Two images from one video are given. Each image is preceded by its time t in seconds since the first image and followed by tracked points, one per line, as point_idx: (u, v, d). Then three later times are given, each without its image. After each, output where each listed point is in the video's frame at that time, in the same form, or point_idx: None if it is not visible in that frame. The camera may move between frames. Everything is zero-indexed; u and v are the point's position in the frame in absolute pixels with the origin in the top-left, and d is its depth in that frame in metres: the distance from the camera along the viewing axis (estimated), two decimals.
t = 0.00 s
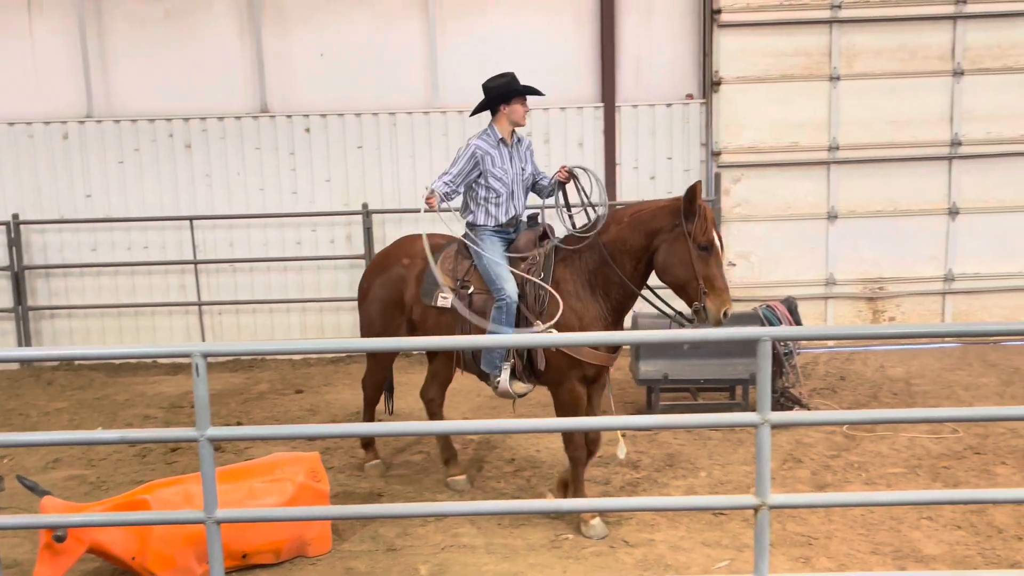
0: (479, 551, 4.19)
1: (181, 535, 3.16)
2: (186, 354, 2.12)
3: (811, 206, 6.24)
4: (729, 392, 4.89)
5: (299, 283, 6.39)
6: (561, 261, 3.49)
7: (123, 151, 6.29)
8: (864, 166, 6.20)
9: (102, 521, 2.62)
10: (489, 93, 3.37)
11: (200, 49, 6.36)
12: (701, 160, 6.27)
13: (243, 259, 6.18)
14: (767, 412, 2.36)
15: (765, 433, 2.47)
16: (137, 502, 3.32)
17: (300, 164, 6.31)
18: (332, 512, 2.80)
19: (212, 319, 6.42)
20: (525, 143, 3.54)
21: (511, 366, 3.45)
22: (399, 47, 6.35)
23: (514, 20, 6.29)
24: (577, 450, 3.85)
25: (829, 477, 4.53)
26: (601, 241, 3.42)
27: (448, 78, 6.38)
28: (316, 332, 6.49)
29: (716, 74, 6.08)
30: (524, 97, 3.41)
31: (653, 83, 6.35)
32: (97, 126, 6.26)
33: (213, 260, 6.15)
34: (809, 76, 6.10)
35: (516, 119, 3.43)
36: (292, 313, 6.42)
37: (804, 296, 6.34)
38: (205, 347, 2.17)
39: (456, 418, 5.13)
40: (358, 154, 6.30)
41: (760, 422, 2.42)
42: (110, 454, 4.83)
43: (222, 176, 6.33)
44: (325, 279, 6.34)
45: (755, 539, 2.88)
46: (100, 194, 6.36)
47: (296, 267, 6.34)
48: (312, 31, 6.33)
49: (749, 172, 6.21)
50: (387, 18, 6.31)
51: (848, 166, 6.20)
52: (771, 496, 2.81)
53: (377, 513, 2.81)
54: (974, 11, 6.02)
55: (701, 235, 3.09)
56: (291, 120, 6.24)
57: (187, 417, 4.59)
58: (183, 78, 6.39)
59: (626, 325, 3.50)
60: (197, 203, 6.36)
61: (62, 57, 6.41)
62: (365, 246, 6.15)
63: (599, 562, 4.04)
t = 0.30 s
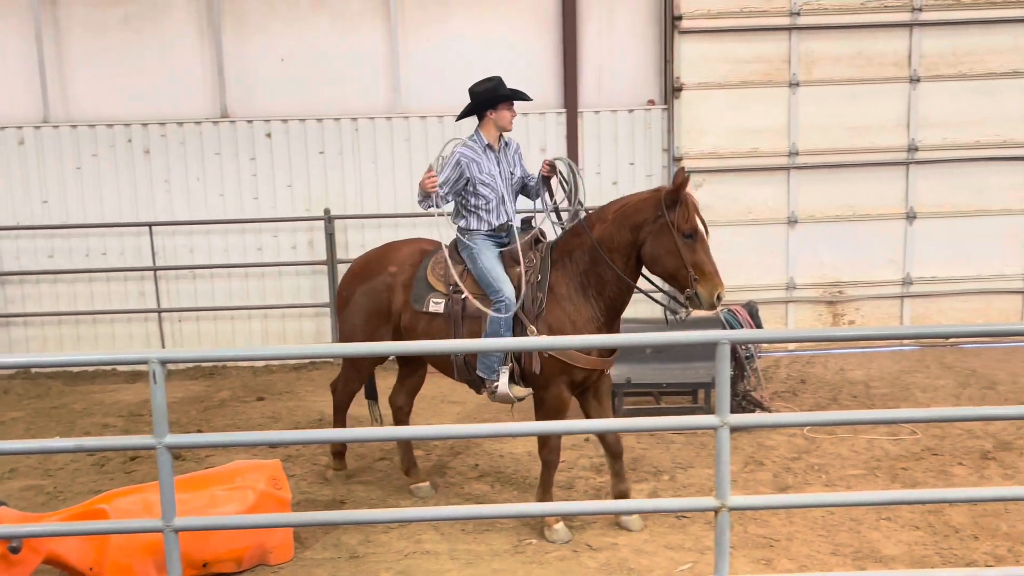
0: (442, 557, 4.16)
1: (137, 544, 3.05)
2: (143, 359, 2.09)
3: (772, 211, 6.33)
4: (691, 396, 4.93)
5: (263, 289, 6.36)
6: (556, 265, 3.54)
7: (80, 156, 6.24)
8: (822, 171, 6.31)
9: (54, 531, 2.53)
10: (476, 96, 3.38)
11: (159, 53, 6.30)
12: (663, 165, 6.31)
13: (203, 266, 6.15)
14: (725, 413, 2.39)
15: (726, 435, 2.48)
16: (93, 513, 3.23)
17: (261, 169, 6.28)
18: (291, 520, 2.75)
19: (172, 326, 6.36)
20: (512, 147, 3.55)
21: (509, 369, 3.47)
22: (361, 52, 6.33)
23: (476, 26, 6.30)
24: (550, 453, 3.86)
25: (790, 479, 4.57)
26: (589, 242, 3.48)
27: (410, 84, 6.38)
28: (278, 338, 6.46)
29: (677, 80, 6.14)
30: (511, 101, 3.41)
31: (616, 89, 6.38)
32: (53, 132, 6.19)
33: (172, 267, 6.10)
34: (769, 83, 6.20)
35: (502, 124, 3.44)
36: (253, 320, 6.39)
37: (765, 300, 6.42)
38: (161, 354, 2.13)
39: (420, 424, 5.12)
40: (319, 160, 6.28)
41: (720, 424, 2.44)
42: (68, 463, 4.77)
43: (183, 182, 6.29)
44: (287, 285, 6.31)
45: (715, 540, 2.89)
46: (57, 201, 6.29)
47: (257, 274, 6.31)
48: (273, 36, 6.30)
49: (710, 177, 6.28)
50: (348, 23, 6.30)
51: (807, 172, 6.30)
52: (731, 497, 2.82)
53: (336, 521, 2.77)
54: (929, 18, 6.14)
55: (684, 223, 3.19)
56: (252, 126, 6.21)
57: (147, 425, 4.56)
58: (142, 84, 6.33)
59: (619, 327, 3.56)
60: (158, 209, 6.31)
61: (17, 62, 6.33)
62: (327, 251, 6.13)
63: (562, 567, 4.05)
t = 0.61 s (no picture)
0: (407, 564, 4.12)
1: (97, 553, 2.99)
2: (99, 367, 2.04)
3: (733, 217, 6.45)
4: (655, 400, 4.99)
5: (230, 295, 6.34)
6: (539, 268, 3.58)
7: (39, 163, 6.18)
8: (782, 177, 6.43)
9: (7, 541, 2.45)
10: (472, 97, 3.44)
11: (120, 59, 6.26)
12: (626, 171, 6.36)
13: (165, 272, 6.11)
14: (686, 417, 2.38)
15: (686, 438, 2.47)
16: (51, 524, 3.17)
17: (223, 175, 6.26)
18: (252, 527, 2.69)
19: (133, 333, 6.31)
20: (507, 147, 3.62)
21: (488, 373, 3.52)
22: (325, 57, 6.33)
23: (439, 32, 6.33)
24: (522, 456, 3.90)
25: (752, 482, 4.62)
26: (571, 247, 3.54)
27: (374, 90, 6.40)
28: (241, 345, 6.43)
29: (640, 87, 6.23)
30: (506, 102, 3.48)
31: (580, 95, 6.42)
32: (11, 138, 6.13)
33: (133, 274, 6.06)
34: (730, 90, 6.32)
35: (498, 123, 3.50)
36: (216, 327, 6.36)
37: (728, 304, 6.52)
38: (118, 361, 2.08)
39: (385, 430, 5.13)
40: (282, 166, 6.27)
41: (681, 427, 2.43)
42: (26, 473, 4.71)
43: (146, 187, 6.25)
44: (250, 292, 6.30)
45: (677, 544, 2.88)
46: (14, 207, 6.22)
47: (220, 281, 6.30)
48: (236, 42, 6.29)
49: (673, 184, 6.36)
50: (311, 29, 6.29)
51: (767, 178, 6.42)
52: (691, 501, 2.78)
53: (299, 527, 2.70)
54: (885, 27, 6.30)
55: (665, 225, 3.27)
56: (214, 132, 6.20)
57: (107, 434, 4.52)
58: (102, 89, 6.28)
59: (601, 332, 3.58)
60: (122, 215, 6.27)
61: None
62: (291, 257, 6.14)
63: (526, 572, 4.06)
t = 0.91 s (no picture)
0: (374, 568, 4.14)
1: (61, 563, 2.97)
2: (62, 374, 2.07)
3: (696, 223, 6.57)
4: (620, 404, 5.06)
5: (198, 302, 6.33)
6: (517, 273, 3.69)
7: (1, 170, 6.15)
8: (743, 185, 6.56)
9: None
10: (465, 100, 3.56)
11: (85, 66, 6.25)
12: (592, 179, 6.45)
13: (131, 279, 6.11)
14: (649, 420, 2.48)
15: (649, 442, 2.58)
16: (15, 533, 3.16)
17: (190, 182, 6.28)
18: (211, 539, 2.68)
19: (99, 340, 6.30)
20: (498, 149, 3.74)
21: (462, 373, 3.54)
22: (292, 64, 6.37)
23: (406, 40, 6.38)
24: (492, 461, 3.97)
25: (716, 484, 4.70)
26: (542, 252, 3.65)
27: (341, 97, 6.43)
28: (208, 352, 6.45)
29: (604, 96, 6.36)
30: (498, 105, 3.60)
31: (546, 103, 6.50)
32: None
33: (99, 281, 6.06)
34: (691, 99, 6.46)
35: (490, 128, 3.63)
36: (182, 333, 6.37)
37: (692, 309, 6.63)
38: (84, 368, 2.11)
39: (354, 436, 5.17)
40: (249, 172, 6.31)
41: (644, 430, 2.55)
42: None
43: (113, 195, 6.25)
44: (217, 299, 6.32)
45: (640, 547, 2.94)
46: None
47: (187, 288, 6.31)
48: (203, 49, 6.30)
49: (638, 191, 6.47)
50: (277, 37, 6.33)
51: (729, 185, 6.55)
52: (654, 502, 2.84)
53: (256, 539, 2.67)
54: (843, 38, 6.45)
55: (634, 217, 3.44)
56: (180, 139, 6.22)
57: (71, 442, 4.52)
58: (66, 96, 6.27)
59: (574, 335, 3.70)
60: (90, 223, 6.27)
61: None
62: (258, 264, 6.17)
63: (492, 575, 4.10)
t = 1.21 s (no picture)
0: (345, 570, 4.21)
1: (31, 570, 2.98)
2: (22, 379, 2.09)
3: (662, 231, 6.81)
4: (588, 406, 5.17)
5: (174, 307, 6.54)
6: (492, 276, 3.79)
7: None
8: (708, 192, 6.75)
9: None
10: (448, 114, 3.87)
11: (56, 73, 6.24)
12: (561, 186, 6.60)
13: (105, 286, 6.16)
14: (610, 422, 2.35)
15: (612, 445, 2.48)
16: None
17: (164, 189, 6.37)
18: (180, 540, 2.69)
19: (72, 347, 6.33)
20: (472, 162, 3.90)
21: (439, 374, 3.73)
22: (266, 74, 6.47)
23: (379, 51, 6.50)
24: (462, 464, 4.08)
25: (682, 484, 4.81)
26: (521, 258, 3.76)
27: (315, 107, 6.57)
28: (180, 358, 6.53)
29: (573, 106, 6.54)
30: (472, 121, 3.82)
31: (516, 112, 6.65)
32: None
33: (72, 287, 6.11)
34: (656, 108, 6.67)
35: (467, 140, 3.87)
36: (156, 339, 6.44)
37: (660, 313, 6.77)
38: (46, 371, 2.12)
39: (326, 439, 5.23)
40: (223, 180, 6.42)
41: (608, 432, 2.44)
42: None
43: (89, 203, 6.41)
44: (190, 305, 6.41)
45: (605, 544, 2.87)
46: None
47: (161, 294, 6.38)
48: (176, 57, 6.31)
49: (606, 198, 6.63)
50: (251, 47, 6.40)
51: (694, 192, 6.75)
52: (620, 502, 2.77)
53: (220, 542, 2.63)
54: (804, 49, 6.63)
55: (612, 225, 3.83)
56: (155, 147, 6.32)
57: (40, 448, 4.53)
58: (35, 103, 6.24)
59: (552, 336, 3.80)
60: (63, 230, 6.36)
61: None
62: (232, 270, 6.26)
63: None
